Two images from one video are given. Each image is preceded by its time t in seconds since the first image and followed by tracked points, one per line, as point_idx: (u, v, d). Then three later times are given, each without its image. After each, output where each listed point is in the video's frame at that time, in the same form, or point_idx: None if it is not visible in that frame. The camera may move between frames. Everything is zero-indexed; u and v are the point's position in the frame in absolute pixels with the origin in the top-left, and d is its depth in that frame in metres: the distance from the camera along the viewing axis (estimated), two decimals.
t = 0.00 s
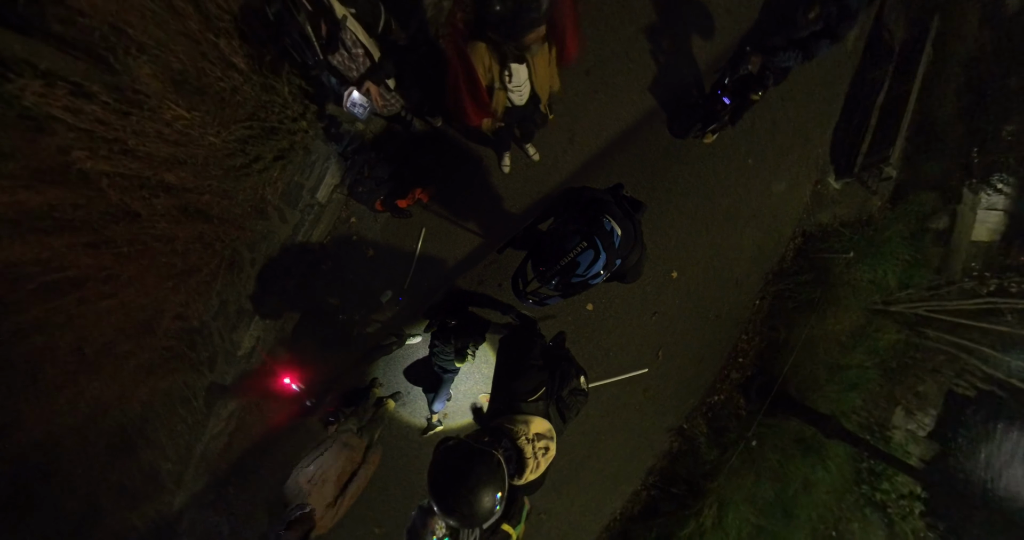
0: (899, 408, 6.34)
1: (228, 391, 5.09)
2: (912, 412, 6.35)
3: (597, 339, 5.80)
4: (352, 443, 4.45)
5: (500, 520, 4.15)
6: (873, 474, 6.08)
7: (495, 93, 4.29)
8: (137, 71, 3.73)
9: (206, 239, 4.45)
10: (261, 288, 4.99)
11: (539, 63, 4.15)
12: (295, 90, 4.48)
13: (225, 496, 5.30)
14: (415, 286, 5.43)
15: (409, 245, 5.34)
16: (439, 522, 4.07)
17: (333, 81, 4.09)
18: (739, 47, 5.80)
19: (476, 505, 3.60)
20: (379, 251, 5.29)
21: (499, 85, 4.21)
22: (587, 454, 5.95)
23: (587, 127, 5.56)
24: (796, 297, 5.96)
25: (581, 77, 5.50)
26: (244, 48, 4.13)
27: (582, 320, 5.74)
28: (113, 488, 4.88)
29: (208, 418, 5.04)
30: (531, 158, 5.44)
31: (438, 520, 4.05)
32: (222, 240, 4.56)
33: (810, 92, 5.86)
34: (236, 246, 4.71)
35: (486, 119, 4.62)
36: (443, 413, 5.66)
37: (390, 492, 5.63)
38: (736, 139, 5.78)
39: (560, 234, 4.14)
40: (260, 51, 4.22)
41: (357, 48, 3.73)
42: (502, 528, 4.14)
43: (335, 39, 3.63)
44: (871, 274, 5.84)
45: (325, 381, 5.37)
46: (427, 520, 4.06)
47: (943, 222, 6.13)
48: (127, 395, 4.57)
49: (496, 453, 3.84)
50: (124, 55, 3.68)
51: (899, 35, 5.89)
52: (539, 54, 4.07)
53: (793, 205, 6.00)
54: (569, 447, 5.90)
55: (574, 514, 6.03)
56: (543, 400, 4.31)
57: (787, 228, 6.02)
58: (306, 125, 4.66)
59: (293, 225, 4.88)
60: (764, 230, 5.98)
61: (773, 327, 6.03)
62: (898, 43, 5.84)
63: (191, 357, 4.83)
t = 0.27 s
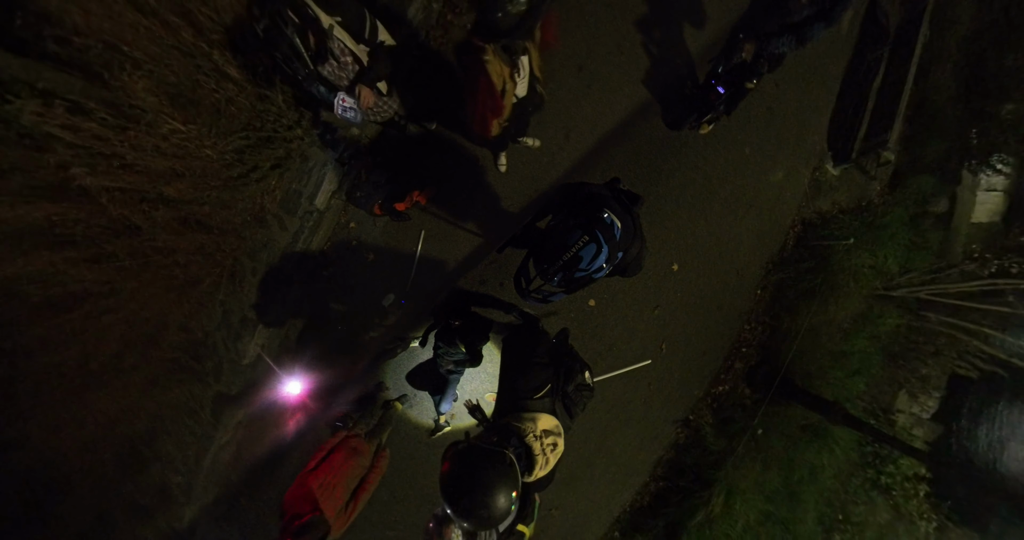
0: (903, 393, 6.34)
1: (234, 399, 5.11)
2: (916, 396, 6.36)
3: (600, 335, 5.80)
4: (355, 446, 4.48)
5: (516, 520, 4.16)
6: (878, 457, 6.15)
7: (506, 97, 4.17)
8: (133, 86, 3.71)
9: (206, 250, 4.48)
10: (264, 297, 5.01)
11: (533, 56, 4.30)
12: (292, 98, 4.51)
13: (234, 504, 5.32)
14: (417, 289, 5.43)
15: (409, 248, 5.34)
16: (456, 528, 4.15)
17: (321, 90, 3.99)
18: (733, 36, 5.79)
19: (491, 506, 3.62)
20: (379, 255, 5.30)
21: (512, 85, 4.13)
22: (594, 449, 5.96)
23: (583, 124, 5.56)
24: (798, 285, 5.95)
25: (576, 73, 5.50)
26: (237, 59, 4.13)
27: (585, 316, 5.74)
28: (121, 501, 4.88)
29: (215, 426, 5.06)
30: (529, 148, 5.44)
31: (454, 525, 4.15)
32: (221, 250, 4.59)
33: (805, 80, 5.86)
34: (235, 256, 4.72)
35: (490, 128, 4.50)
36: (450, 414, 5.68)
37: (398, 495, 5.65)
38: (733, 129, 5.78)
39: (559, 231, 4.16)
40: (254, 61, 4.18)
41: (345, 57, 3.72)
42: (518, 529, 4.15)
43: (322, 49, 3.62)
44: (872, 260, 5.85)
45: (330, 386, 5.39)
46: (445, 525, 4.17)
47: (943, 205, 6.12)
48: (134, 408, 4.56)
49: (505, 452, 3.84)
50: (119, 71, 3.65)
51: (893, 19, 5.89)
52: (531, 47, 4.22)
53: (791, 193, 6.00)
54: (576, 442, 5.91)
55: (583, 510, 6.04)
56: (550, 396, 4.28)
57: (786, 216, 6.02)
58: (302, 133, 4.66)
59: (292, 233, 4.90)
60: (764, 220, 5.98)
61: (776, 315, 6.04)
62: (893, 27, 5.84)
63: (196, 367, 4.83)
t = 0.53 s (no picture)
0: (906, 377, 6.38)
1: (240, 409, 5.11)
2: (919, 379, 6.40)
3: (604, 330, 5.81)
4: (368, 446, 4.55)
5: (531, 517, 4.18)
6: (882, 441, 6.07)
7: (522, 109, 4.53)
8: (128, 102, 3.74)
9: (208, 261, 4.47)
10: (267, 306, 5.01)
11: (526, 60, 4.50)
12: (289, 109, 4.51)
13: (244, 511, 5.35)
14: (419, 291, 5.44)
15: (410, 251, 5.35)
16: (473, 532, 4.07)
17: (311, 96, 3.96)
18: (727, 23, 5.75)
19: (501, 501, 3.60)
20: (380, 259, 5.30)
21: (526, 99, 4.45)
22: (601, 444, 5.97)
23: (579, 120, 5.57)
24: (799, 273, 5.96)
25: (571, 70, 5.50)
26: (232, 71, 4.13)
27: (587, 312, 5.74)
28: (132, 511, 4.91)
29: (223, 436, 5.07)
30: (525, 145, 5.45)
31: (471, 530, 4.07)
32: (223, 261, 4.57)
33: (800, 67, 5.86)
34: (238, 265, 4.70)
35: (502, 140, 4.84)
36: (457, 414, 5.69)
37: (408, 497, 5.66)
38: (729, 119, 5.77)
39: (560, 225, 4.16)
40: (248, 71, 4.18)
41: (336, 64, 3.72)
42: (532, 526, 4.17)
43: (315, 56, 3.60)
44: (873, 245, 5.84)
45: (337, 391, 5.41)
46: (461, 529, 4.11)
47: (942, 188, 6.12)
48: (141, 420, 4.58)
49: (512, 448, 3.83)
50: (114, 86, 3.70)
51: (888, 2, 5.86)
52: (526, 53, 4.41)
53: (789, 181, 6.00)
54: (582, 438, 5.93)
55: (592, 504, 6.06)
56: (557, 392, 4.28)
57: (785, 204, 6.02)
58: (298, 141, 4.66)
59: (293, 240, 4.89)
60: (763, 209, 5.98)
61: (778, 304, 6.05)
62: (888, 11, 5.81)
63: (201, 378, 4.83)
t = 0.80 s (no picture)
0: (909, 361, 6.39)
1: (247, 417, 5.11)
2: (922, 362, 6.42)
3: (607, 324, 5.81)
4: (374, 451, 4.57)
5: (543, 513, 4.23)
6: (886, 426, 6.18)
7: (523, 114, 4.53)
8: (126, 117, 3.75)
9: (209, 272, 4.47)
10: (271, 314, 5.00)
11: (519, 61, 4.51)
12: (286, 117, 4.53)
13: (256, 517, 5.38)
14: (422, 293, 5.45)
15: (410, 254, 5.35)
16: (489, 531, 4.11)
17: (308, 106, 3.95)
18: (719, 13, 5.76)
19: (513, 500, 3.63)
20: (382, 263, 5.30)
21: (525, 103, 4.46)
22: (608, 439, 5.98)
23: (574, 117, 5.57)
24: (800, 261, 5.96)
25: (565, 67, 5.50)
26: (227, 82, 4.13)
27: (590, 308, 5.74)
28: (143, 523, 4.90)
29: (231, 444, 5.07)
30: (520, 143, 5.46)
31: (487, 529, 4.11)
32: (225, 271, 4.57)
33: (795, 55, 5.85)
34: (240, 275, 4.69)
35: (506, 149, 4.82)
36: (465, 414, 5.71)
37: (418, 499, 5.67)
38: (725, 109, 5.76)
39: (559, 221, 4.16)
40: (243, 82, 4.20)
41: (330, 70, 3.70)
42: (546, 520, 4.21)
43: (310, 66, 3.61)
44: (872, 230, 5.86)
45: (343, 396, 5.43)
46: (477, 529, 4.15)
47: (941, 170, 6.11)
48: (149, 432, 4.59)
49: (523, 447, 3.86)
50: (111, 101, 3.70)
51: None
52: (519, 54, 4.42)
53: (787, 169, 5.99)
54: (590, 434, 5.93)
55: (601, 500, 6.06)
56: (564, 389, 4.28)
57: (784, 193, 6.01)
58: (294, 149, 4.65)
59: (293, 248, 4.88)
60: (762, 198, 5.97)
61: (780, 293, 6.05)
62: None
63: (207, 388, 4.83)
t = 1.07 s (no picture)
0: (914, 345, 6.37)
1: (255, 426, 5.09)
2: (927, 346, 6.38)
3: (611, 320, 5.82)
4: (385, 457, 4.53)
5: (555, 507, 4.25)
6: (893, 410, 6.18)
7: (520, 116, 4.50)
8: (124, 134, 3.80)
9: (212, 282, 4.49)
10: (274, 322, 4.98)
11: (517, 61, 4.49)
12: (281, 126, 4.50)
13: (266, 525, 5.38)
14: (425, 296, 5.44)
15: (411, 257, 5.35)
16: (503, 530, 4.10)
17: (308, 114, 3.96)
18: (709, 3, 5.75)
19: (524, 488, 3.59)
20: (383, 267, 5.29)
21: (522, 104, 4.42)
22: (616, 433, 5.99)
23: (570, 114, 5.57)
24: (801, 248, 5.96)
25: (560, 65, 5.50)
26: (223, 93, 4.15)
27: (593, 304, 5.75)
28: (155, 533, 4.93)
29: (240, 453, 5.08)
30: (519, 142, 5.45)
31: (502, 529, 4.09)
32: (228, 281, 4.59)
33: (788, 42, 5.85)
34: (242, 285, 4.71)
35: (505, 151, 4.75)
36: (473, 414, 5.71)
37: (428, 501, 5.68)
38: (720, 100, 5.77)
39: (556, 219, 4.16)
40: (239, 93, 4.22)
41: (326, 78, 3.68)
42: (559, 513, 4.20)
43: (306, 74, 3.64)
44: (873, 215, 5.84)
45: (350, 403, 5.39)
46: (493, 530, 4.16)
47: (941, 153, 6.08)
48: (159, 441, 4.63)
49: (529, 438, 3.83)
50: (110, 118, 3.76)
51: None
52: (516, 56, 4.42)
53: (785, 157, 5.99)
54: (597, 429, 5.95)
55: (611, 494, 6.07)
56: (570, 381, 4.29)
57: (782, 181, 6.02)
58: (292, 157, 4.66)
59: (294, 255, 4.88)
60: (760, 188, 5.97)
61: (783, 281, 6.05)
62: None
63: (214, 398, 4.84)
